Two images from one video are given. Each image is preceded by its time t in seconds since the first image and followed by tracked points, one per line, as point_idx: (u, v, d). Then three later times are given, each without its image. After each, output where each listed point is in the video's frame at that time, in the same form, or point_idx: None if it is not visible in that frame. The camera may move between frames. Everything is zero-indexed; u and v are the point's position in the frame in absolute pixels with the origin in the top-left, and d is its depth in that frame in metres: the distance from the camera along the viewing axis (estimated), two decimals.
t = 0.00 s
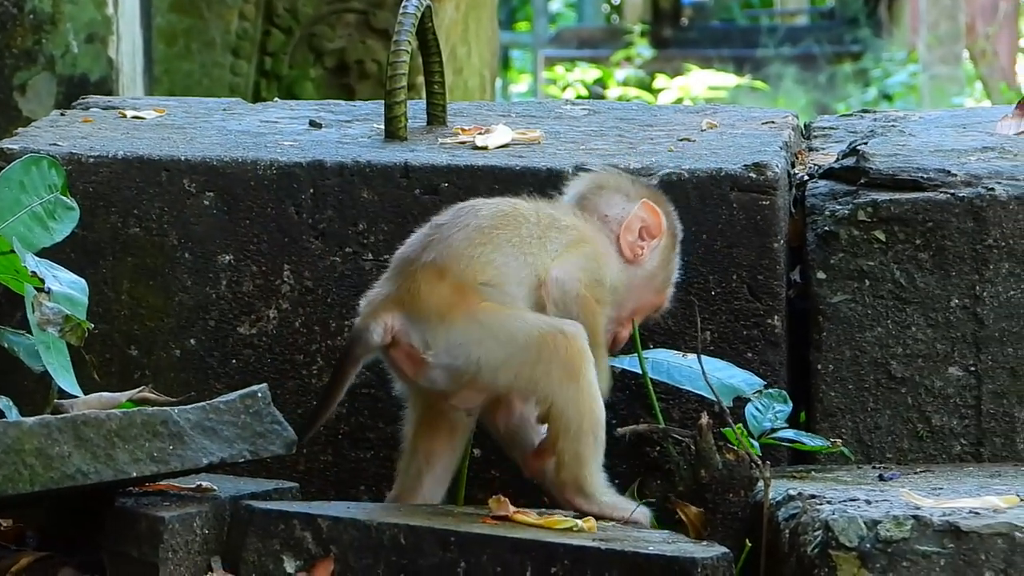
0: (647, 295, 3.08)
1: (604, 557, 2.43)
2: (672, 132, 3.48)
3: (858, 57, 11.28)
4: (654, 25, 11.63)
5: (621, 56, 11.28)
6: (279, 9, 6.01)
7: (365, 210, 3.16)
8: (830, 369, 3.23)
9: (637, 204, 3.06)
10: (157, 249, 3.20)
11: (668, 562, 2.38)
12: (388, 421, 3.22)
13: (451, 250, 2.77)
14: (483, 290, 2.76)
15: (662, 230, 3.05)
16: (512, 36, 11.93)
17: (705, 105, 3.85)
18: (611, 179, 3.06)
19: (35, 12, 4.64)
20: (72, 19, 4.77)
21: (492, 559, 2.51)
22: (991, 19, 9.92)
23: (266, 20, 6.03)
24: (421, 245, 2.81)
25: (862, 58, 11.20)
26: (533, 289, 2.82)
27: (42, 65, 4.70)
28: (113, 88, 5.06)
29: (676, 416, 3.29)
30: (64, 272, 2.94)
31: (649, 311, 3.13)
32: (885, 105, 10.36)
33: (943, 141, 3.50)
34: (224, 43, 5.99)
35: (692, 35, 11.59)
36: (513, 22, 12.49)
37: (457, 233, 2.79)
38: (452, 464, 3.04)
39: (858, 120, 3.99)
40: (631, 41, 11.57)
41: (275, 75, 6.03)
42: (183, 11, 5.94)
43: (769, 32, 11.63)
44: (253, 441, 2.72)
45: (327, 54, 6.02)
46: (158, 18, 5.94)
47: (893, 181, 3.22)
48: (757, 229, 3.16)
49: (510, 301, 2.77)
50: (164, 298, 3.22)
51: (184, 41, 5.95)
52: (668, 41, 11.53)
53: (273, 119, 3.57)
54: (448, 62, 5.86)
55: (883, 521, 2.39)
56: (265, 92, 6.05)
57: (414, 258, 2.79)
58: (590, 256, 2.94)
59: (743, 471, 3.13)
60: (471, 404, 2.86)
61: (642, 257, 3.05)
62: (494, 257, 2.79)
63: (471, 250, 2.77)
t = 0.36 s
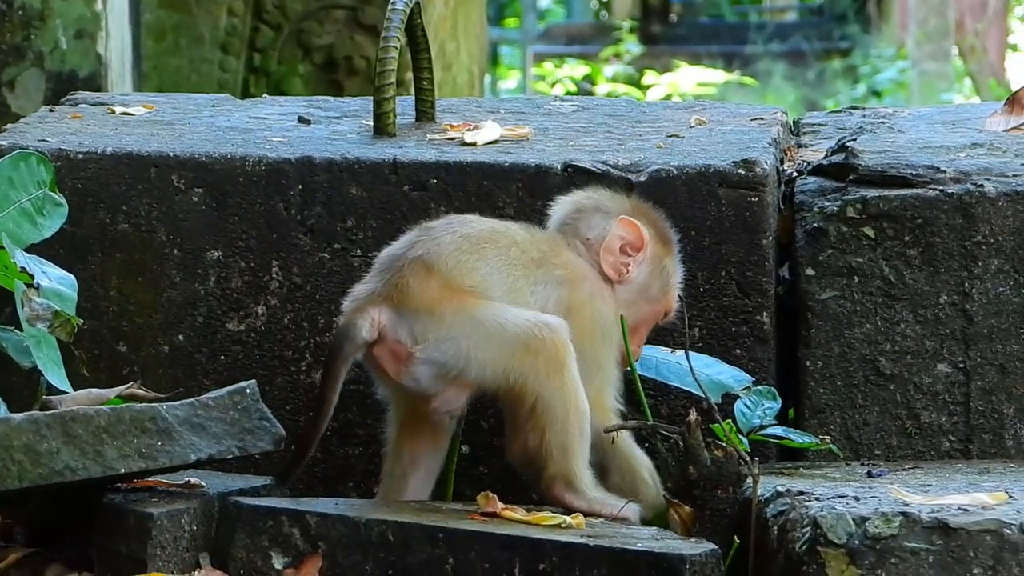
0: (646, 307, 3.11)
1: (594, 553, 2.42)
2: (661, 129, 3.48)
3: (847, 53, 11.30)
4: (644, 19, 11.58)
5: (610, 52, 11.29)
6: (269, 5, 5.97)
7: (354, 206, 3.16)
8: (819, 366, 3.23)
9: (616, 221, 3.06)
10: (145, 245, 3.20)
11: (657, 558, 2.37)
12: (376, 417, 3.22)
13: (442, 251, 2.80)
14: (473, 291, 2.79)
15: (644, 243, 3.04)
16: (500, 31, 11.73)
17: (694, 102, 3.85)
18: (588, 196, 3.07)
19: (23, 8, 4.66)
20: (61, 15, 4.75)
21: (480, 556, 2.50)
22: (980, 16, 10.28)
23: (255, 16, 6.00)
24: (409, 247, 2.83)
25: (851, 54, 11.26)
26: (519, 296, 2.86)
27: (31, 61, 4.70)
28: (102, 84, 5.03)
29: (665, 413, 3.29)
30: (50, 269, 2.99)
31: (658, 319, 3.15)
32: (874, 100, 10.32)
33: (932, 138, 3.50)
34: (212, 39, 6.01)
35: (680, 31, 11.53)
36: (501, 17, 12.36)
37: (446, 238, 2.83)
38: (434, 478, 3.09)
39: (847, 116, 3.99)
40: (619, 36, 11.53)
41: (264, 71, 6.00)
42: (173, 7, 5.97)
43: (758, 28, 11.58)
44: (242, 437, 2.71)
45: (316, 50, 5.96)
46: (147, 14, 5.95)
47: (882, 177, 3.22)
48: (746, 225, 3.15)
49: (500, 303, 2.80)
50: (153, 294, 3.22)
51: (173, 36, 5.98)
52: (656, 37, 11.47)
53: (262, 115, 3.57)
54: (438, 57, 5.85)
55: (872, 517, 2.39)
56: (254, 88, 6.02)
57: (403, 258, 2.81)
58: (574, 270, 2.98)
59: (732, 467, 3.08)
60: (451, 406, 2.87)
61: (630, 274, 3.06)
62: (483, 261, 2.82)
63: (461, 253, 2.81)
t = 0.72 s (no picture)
0: (613, 282, 3.02)
1: (586, 552, 2.41)
2: (654, 127, 3.48)
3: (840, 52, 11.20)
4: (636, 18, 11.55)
5: (603, 51, 11.41)
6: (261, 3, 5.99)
7: (347, 205, 3.15)
8: (812, 364, 3.22)
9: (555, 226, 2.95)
10: (138, 243, 3.20)
11: (650, 557, 2.36)
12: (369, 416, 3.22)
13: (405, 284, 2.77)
14: (441, 319, 2.77)
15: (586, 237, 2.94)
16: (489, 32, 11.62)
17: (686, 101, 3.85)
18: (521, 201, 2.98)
19: (15, 6, 4.65)
20: (53, 14, 4.73)
21: (473, 555, 2.49)
22: (973, 15, 10.21)
23: (248, 14, 6.00)
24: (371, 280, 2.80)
25: (844, 53, 11.16)
26: (489, 310, 2.83)
27: (24, 59, 4.70)
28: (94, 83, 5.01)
29: (658, 412, 3.28)
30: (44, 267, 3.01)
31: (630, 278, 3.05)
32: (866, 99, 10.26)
33: (925, 136, 3.50)
34: (205, 37, 5.95)
35: (673, 30, 11.52)
36: (494, 15, 12.31)
37: (408, 267, 2.80)
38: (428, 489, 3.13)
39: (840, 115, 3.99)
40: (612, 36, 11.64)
41: (256, 69, 6.01)
42: (166, 5, 5.90)
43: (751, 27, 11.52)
44: (234, 436, 2.71)
45: (309, 49, 5.99)
46: (140, 11, 5.85)
47: (875, 176, 3.22)
48: (739, 223, 3.15)
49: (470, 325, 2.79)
50: (146, 293, 3.22)
51: (167, 35, 5.90)
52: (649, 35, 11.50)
53: (254, 113, 3.57)
54: (430, 55, 5.85)
55: (865, 516, 2.38)
56: (246, 86, 6.01)
57: (366, 293, 2.79)
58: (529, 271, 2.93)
59: (725, 466, 3.08)
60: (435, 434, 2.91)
61: (586, 270, 2.97)
62: (448, 285, 2.80)
63: (425, 283, 2.78)
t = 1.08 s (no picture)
0: (589, 208, 2.89)
1: (580, 552, 2.41)
2: (649, 127, 3.47)
3: (835, 51, 11.33)
4: (632, 18, 11.65)
5: (598, 51, 11.33)
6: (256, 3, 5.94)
7: (341, 205, 3.15)
8: (807, 364, 3.22)
9: (524, 181, 2.83)
10: (132, 243, 3.20)
11: (644, 556, 2.36)
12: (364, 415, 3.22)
13: (419, 350, 2.71)
14: (459, 371, 2.73)
15: (555, 181, 2.81)
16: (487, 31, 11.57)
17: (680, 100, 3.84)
18: (482, 164, 2.87)
19: (11, 5, 4.57)
20: (48, 13, 4.71)
21: (468, 555, 2.49)
22: (968, 15, 10.20)
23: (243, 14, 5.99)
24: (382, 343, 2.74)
25: (839, 52, 11.27)
26: (496, 334, 2.76)
27: (19, 59, 4.63)
28: (89, 83, 5.00)
29: (653, 411, 3.28)
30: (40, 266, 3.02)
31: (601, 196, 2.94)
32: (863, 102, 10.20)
33: (920, 136, 3.49)
34: (200, 36, 6.00)
35: (669, 28, 11.58)
36: (488, 15, 12.33)
37: (415, 326, 2.72)
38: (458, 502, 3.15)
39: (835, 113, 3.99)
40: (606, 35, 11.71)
41: (251, 68, 5.99)
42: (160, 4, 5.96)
43: (746, 27, 11.65)
44: (229, 435, 2.71)
45: (303, 47, 5.95)
46: (134, 11, 5.94)
47: (869, 175, 3.22)
48: (734, 223, 3.16)
49: (484, 361, 2.74)
50: (141, 292, 3.22)
51: (161, 34, 5.98)
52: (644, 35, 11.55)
53: (249, 113, 3.57)
54: (425, 55, 5.85)
55: (860, 516, 2.38)
56: (241, 86, 6.01)
57: (380, 360, 2.73)
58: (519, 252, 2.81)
59: (720, 466, 3.08)
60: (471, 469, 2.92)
61: (563, 212, 2.85)
62: (460, 331, 2.73)
63: (438, 343, 2.72)
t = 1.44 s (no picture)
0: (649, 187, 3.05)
1: (577, 553, 2.40)
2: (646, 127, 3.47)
3: (831, 52, 11.34)
4: (628, 18, 11.57)
5: (592, 53, 11.18)
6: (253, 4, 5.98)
7: (338, 205, 3.15)
8: (803, 365, 3.22)
9: (625, 140, 2.93)
10: (129, 244, 3.20)
11: (641, 557, 2.36)
12: (360, 416, 3.21)
13: (489, 277, 2.78)
14: (515, 315, 2.83)
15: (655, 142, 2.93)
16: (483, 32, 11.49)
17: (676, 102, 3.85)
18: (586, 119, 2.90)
19: (6, 6, 4.60)
20: (45, 14, 4.69)
21: (464, 555, 2.48)
22: (965, 15, 10.32)
23: (240, 14, 6.01)
24: (455, 261, 2.79)
25: (834, 54, 11.30)
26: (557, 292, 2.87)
27: (15, 60, 4.66)
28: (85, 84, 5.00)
29: (650, 412, 3.27)
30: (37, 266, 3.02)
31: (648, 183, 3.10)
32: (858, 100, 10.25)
33: (917, 136, 3.49)
34: (197, 37, 5.98)
35: (665, 30, 11.53)
36: (486, 16, 12.31)
37: (498, 250, 2.80)
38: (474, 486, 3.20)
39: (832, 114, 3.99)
40: (603, 37, 11.52)
41: (248, 69, 6.01)
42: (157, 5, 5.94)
43: (743, 28, 11.56)
44: (226, 436, 2.71)
45: (300, 48, 5.97)
46: (130, 12, 5.91)
47: (866, 176, 3.22)
48: (731, 224, 3.17)
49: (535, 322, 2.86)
50: (137, 293, 3.22)
51: (157, 35, 5.96)
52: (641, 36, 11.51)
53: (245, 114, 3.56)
54: (422, 55, 5.86)
55: (856, 517, 2.38)
56: (238, 86, 6.02)
57: (451, 276, 2.78)
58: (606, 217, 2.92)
59: (716, 467, 3.09)
60: (467, 411, 2.98)
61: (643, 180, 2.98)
62: (531, 275, 2.82)
63: (511, 281, 2.80)
